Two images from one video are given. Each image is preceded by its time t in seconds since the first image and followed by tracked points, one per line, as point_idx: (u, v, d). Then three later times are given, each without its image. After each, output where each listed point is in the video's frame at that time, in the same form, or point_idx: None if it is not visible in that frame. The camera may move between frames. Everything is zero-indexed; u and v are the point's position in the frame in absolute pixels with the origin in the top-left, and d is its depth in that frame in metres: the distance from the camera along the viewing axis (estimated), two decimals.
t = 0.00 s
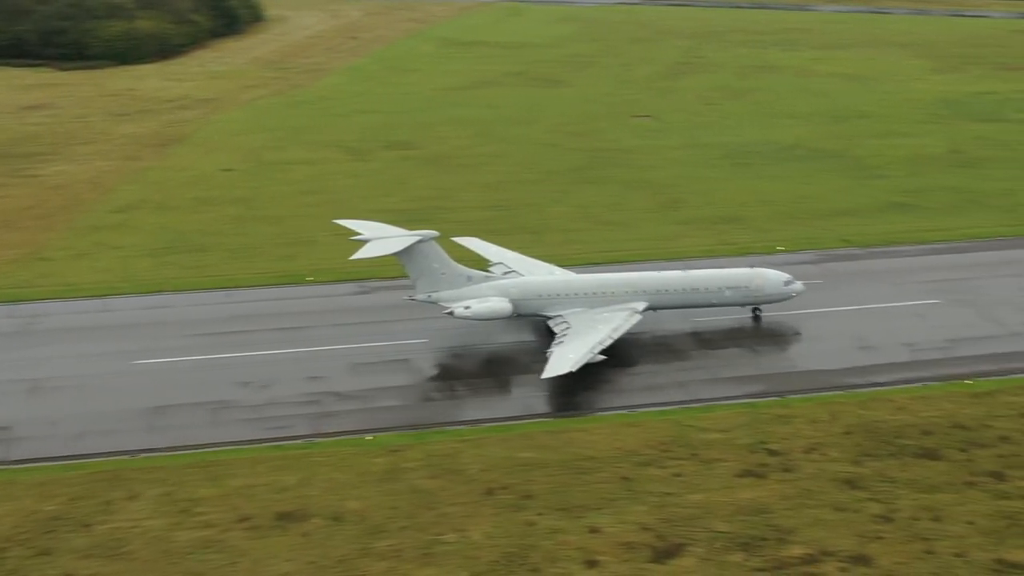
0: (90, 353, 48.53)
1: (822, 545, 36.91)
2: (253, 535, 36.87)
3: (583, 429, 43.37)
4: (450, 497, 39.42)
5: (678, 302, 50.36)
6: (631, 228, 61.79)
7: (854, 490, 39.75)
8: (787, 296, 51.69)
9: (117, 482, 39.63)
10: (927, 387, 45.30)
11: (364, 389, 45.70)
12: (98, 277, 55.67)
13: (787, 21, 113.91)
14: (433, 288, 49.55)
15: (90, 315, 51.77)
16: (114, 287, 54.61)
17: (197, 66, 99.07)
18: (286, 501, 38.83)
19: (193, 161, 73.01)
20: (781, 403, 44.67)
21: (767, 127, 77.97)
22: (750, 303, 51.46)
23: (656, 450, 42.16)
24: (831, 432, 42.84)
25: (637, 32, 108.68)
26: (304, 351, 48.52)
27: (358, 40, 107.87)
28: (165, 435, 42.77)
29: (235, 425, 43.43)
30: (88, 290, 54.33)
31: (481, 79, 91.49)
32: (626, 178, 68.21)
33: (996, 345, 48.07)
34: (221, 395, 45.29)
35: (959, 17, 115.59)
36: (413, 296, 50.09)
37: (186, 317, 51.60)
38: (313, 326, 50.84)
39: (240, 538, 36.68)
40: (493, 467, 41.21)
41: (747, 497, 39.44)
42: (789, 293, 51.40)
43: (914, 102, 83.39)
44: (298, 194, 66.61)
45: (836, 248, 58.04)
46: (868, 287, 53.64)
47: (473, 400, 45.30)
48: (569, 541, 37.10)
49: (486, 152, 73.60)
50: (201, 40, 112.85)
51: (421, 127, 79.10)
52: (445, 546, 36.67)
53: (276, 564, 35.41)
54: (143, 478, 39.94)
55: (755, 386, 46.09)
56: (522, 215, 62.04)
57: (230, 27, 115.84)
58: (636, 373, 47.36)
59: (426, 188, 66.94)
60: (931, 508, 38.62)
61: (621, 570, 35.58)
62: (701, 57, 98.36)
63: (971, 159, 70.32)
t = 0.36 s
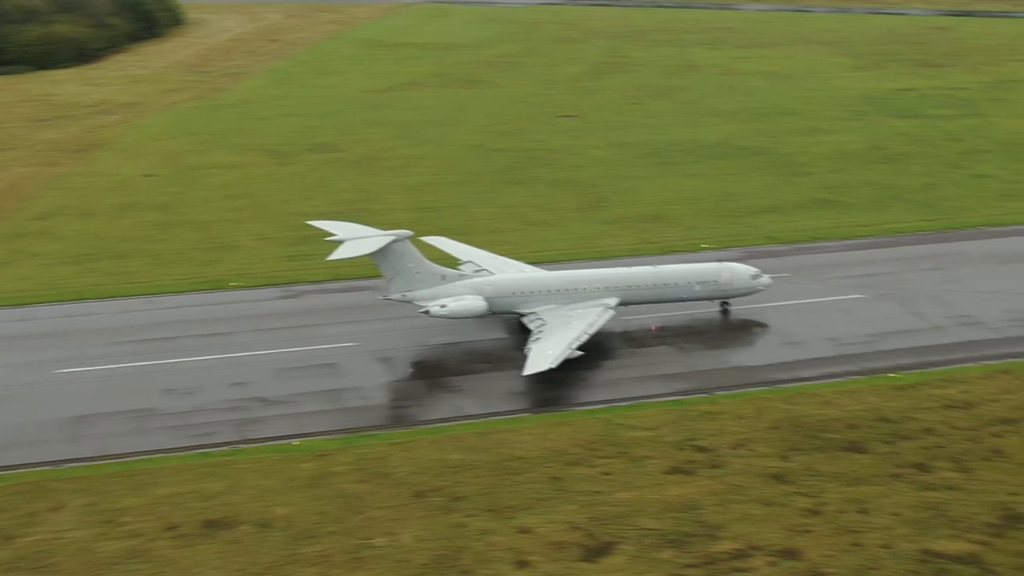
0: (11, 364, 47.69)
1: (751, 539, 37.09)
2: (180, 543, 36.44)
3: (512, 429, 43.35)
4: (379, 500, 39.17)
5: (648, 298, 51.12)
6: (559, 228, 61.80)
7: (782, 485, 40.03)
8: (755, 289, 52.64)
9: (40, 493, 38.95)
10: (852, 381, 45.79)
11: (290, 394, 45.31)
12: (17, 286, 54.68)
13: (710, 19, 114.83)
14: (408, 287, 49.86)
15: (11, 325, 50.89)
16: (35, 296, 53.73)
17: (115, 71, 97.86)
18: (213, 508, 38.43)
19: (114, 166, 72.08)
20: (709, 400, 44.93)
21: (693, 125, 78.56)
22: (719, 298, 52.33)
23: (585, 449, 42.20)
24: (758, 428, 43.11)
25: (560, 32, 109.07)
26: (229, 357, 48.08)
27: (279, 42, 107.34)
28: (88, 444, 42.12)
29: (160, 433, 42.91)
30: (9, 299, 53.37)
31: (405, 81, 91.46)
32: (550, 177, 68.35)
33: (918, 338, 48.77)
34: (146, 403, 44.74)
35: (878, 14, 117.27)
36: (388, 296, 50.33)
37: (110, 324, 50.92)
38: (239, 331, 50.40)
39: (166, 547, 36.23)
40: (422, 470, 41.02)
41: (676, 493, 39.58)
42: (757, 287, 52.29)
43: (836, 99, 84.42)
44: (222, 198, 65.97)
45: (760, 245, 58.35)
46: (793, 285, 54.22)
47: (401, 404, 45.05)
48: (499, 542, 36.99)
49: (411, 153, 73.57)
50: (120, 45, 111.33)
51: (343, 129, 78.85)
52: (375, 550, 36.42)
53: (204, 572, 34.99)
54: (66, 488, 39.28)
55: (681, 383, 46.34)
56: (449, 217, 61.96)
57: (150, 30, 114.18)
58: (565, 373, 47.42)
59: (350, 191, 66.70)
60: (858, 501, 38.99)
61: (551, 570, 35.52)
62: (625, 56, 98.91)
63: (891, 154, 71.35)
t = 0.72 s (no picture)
0: None
1: (689, 541, 37.16)
2: (114, 557, 35.97)
3: (449, 436, 43.22)
4: (316, 510, 38.89)
5: (625, 298, 51.26)
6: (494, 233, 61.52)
7: (719, 486, 40.19)
8: (730, 288, 52.97)
9: None
10: (787, 382, 46.08)
11: (226, 404, 44.97)
12: None
13: (641, 24, 115.37)
14: (389, 291, 49.56)
15: None
16: None
17: (40, 80, 96.27)
18: (148, 521, 38.01)
19: (39, 177, 70.87)
20: (645, 403, 45.02)
21: (625, 129, 78.86)
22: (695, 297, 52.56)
23: (522, 454, 42.12)
24: (695, 430, 43.26)
25: (490, 37, 109.15)
26: (163, 368, 47.65)
27: (207, 50, 106.40)
28: (19, 459, 41.53)
29: (92, 446, 42.40)
30: None
31: (335, 88, 91.23)
32: (483, 183, 68.37)
33: (851, 338, 49.24)
34: (78, 417, 44.22)
35: (805, 17, 118.57)
36: (369, 299, 50.02)
37: (40, 338, 50.22)
38: (172, 341, 49.91)
39: (101, 561, 35.75)
40: (359, 478, 40.75)
41: (614, 497, 39.61)
42: (731, 286, 52.59)
43: (765, 103, 85.15)
44: (152, 208, 65.19)
45: (693, 248, 58.02)
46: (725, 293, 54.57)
47: (338, 412, 44.71)
48: (438, 549, 36.86)
49: (343, 161, 73.33)
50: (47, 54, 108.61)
51: (274, 137, 78.43)
52: (312, 560, 36.16)
53: None
54: None
55: (619, 387, 46.39)
56: (382, 224, 61.71)
57: (76, 39, 111.47)
58: (503, 378, 47.27)
59: (282, 199, 66.31)
60: (794, 501, 39.24)
61: None
62: (555, 61, 99.16)
63: (822, 156, 72.03)
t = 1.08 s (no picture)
0: None
1: (633, 545, 37.15)
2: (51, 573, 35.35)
3: (392, 443, 42.96)
4: (259, 520, 38.52)
5: (608, 299, 51.55)
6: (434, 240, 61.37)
7: (662, 489, 40.24)
8: (710, 287, 53.45)
9: None
10: (729, 384, 46.26)
11: (165, 416, 44.54)
12: None
13: (579, 30, 115.91)
14: (375, 294, 49.47)
15: None
16: None
17: None
18: (88, 536, 37.45)
19: None
20: (588, 408, 45.04)
21: (565, 135, 79.08)
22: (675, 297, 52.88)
23: (465, 461, 41.96)
24: (638, 434, 43.33)
25: (428, 44, 109.17)
26: (102, 381, 47.10)
27: (142, 59, 105.36)
28: None
29: (29, 461, 41.83)
30: None
31: (273, 96, 90.86)
32: (422, 190, 68.25)
33: (792, 339, 49.59)
34: (14, 431, 43.62)
35: (742, 22, 119.74)
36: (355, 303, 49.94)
37: None
38: (111, 353, 49.34)
39: None
40: (302, 488, 40.41)
41: (557, 502, 39.55)
42: (710, 284, 53.01)
43: (703, 107, 85.67)
44: (87, 219, 64.35)
45: (634, 253, 57.67)
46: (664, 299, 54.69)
47: (281, 421, 44.36)
48: (382, 558, 36.58)
49: (282, 169, 72.97)
50: None
51: (211, 146, 77.84)
52: (255, 572, 35.78)
53: None
54: None
55: (561, 393, 46.31)
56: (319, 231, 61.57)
57: (9, 48, 107.89)
58: (445, 384, 46.97)
59: (221, 208, 65.82)
60: (737, 502, 39.37)
61: None
62: (494, 67, 99.33)
63: (761, 159, 72.51)
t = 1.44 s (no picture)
0: None
1: (580, 550, 37.10)
2: None
3: (338, 452, 42.71)
4: (204, 532, 38.11)
5: (592, 299, 51.98)
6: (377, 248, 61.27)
7: (609, 494, 40.26)
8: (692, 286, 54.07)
9: None
10: (675, 388, 46.42)
11: (107, 428, 44.08)
12: None
13: (520, 35, 116.38)
14: (364, 297, 49.87)
15: None
16: None
17: None
18: (29, 551, 36.85)
19: None
20: (534, 414, 45.02)
21: (508, 140, 79.17)
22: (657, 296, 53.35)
23: (411, 469, 41.78)
24: (584, 439, 43.39)
25: (369, 51, 109.15)
26: (43, 394, 46.51)
27: (79, 68, 104.22)
28: None
29: None
30: None
31: (213, 104, 90.35)
32: (364, 197, 67.98)
33: (737, 343, 49.87)
34: None
35: (684, 27, 120.74)
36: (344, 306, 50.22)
37: None
38: (52, 366, 48.72)
39: None
40: (247, 498, 40.06)
41: (505, 508, 39.45)
42: (692, 283, 53.64)
43: (646, 111, 86.10)
44: (25, 229, 63.38)
45: (578, 258, 57.40)
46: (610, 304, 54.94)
47: (227, 431, 44.02)
48: (328, 567, 36.26)
49: (224, 177, 72.50)
50: None
51: (151, 155, 77.12)
52: None
53: None
54: None
55: (507, 399, 46.21)
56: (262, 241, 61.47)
57: None
58: (391, 392, 46.68)
59: (161, 217, 65.26)
60: (684, 505, 39.44)
61: None
62: (437, 73, 99.36)
63: (704, 164, 72.86)
